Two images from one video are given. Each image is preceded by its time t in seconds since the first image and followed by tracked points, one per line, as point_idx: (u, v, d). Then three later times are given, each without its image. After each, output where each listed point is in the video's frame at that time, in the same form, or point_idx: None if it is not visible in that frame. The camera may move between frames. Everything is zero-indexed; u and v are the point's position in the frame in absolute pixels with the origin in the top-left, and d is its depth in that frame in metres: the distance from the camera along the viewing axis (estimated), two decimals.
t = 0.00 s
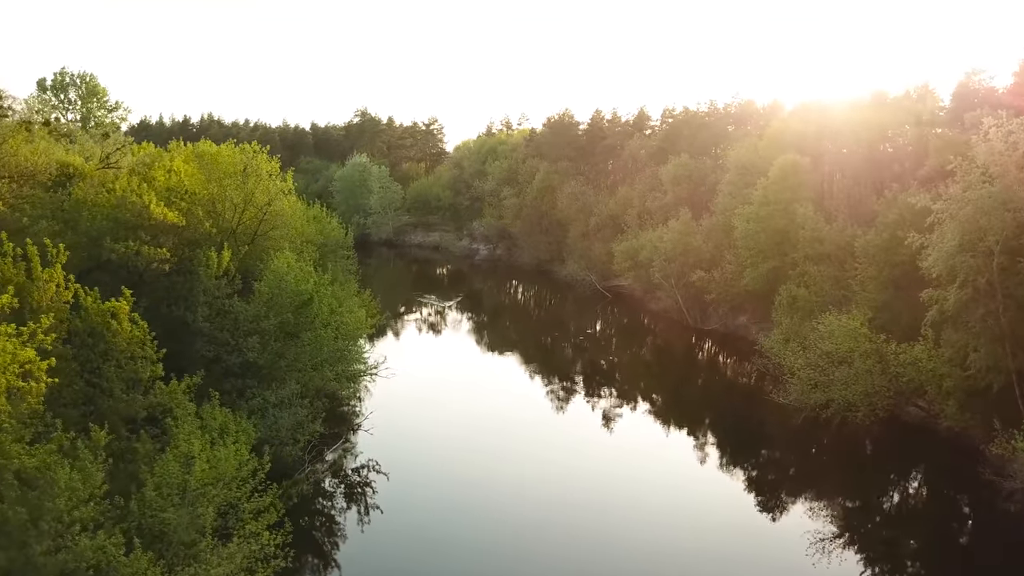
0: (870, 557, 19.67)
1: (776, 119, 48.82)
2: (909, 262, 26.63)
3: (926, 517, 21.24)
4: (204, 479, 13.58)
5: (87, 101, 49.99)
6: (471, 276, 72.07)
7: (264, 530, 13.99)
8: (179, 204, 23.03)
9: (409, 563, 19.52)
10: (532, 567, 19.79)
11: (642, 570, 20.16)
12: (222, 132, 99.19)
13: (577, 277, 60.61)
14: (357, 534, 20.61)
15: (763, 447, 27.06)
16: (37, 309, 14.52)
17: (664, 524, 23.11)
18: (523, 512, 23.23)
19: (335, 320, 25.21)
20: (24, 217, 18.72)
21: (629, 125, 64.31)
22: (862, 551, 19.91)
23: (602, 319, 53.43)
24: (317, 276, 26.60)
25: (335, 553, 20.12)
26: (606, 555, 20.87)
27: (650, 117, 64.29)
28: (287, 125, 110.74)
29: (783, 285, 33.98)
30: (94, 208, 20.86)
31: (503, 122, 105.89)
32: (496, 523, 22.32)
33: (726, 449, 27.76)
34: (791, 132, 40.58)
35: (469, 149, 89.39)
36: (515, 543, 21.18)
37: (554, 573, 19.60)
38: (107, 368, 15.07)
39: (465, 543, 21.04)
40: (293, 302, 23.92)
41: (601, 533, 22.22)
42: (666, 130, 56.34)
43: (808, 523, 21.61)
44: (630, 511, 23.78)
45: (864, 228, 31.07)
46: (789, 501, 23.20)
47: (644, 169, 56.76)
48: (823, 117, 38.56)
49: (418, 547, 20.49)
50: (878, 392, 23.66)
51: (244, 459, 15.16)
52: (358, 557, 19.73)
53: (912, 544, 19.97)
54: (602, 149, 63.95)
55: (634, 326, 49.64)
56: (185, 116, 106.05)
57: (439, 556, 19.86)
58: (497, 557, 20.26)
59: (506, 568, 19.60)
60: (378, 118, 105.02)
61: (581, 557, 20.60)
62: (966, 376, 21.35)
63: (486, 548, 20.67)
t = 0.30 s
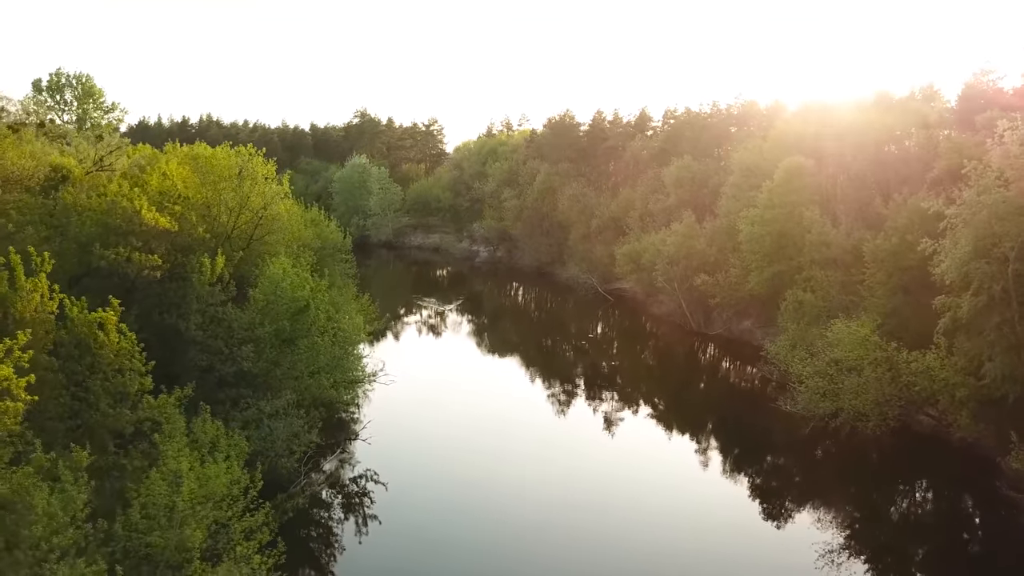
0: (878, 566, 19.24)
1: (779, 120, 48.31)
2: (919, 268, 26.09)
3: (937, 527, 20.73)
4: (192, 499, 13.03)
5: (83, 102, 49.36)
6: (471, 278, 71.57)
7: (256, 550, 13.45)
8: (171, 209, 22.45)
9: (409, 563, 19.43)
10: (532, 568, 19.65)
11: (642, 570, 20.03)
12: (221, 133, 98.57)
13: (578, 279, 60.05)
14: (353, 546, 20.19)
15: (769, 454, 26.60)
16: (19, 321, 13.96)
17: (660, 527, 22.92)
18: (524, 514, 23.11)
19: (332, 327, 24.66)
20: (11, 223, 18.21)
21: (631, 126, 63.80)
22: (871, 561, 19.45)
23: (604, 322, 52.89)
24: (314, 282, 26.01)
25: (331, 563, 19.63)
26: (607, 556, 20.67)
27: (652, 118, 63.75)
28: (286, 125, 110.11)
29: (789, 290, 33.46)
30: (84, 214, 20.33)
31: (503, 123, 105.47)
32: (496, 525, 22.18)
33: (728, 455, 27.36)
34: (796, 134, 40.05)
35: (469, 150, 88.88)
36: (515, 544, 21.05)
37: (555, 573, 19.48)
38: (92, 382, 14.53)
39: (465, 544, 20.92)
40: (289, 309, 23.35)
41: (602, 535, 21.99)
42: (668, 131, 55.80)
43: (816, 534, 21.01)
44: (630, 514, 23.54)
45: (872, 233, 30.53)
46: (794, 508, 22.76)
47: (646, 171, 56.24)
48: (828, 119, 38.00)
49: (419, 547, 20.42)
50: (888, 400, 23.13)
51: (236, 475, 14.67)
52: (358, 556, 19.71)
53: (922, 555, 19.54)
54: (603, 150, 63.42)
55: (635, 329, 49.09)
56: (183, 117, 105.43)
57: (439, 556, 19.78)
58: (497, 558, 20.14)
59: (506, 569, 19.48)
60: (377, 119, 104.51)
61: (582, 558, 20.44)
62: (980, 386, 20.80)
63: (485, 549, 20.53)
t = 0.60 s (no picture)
0: None
1: (783, 121, 47.67)
2: (930, 274, 25.49)
3: (950, 540, 20.16)
4: (180, 522, 12.45)
5: (79, 103, 48.76)
6: (471, 281, 70.96)
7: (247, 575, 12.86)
8: (163, 214, 21.85)
9: (410, 564, 19.28)
10: (532, 567, 19.50)
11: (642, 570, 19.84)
12: (219, 135, 97.92)
13: (579, 282, 59.42)
14: (351, 558, 19.71)
15: (774, 461, 26.13)
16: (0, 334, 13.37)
17: (654, 524, 22.74)
18: (522, 511, 22.96)
19: (330, 335, 24.08)
20: None
21: (632, 128, 63.16)
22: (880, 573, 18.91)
23: (605, 326, 52.29)
24: (311, 288, 25.41)
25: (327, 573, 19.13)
26: (606, 555, 20.48)
27: (653, 119, 63.11)
28: (285, 126, 109.50)
29: (794, 295, 32.87)
30: (73, 220, 19.74)
31: (503, 124, 104.78)
32: (495, 523, 22.03)
33: (733, 462, 26.85)
34: (802, 136, 39.47)
35: (469, 151, 88.19)
36: (515, 543, 20.89)
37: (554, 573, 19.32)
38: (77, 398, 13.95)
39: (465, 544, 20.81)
40: (285, 317, 22.74)
41: (601, 533, 21.82)
42: (670, 133, 55.18)
43: (825, 546, 20.42)
44: (629, 513, 23.29)
45: (880, 237, 29.93)
46: (800, 518, 22.26)
47: (648, 172, 55.63)
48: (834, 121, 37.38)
49: (419, 547, 20.34)
50: (899, 410, 22.56)
51: (227, 493, 14.13)
52: (360, 557, 19.68)
53: (932, 566, 19.00)
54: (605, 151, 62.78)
55: (637, 333, 48.49)
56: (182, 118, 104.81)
57: (439, 556, 19.68)
58: (496, 557, 20.02)
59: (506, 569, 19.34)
60: (377, 119, 103.78)
61: (582, 557, 20.28)
62: (995, 397, 20.17)
63: (484, 548, 20.41)
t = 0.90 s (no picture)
0: None
1: (787, 123, 47.05)
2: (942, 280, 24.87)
3: (963, 552, 19.58)
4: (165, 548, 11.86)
5: (75, 104, 48.17)
6: (471, 283, 70.37)
7: None
8: (155, 220, 21.24)
9: (410, 565, 19.21)
10: (532, 566, 19.44)
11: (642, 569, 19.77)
12: (218, 136, 97.27)
13: (581, 285, 58.82)
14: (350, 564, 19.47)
15: (780, 471, 25.66)
16: None
17: (653, 523, 22.67)
18: (519, 509, 22.85)
19: (327, 344, 23.49)
20: None
21: (634, 129, 62.55)
22: None
23: (606, 329, 51.74)
24: (307, 295, 24.79)
25: None
26: (605, 556, 20.35)
27: (655, 120, 62.49)
28: (285, 126, 108.98)
29: (801, 300, 32.28)
30: (61, 226, 19.13)
31: (504, 125, 104.16)
32: (491, 522, 21.92)
33: (739, 471, 26.31)
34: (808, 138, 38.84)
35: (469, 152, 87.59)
36: (515, 543, 20.82)
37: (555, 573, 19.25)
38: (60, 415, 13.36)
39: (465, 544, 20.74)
40: (281, 325, 22.14)
41: (602, 534, 21.56)
42: (673, 134, 54.58)
43: (833, 560, 19.87)
44: (628, 512, 23.25)
45: (888, 242, 29.33)
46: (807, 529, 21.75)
47: (650, 174, 55.04)
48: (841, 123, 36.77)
49: (420, 548, 20.27)
50: (912, 421, 21.94)
51: (215, 517, 13.49)
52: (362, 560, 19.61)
53: None
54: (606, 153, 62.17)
55: (639, 337, 47.90)
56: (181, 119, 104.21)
57: (440, 555, 19.62)
58: (496, 557, 19.94)
59: (507, 569, 19.27)
60: (377, 120, 103.14)
61: (583, 558, 20.18)
62: (1012, 409, 19.55)
63: (484, 547, 20.33)
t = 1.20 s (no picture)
0: None
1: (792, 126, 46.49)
2: (954, 288, 24.27)
3: (974, 566, 19.07)
4: None
5: (72, 106, 47.57)
6: (471, 286, 69.81)
7: None
8: (147, 227, 20.66)
9: (415, 561, 19.99)
10: (532, 567, 20.45)
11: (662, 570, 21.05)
12: (218, 137, 96.69)
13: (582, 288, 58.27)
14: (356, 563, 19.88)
15: (787, 481, 25.17)
16: None
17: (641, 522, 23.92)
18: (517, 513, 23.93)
19: (324, 354, 22.90)
20: None
21: (636, 131, 61.98)
22: None
23: (608, 334, 51.20)
24: (304, 303, 24.21)
25: None
26: (601, 555, 21.58)
27: (657, 122, 61.93)
28: (284, 128, 108.36)
29: (807, 306, 31.71)
30: (49, 233, 18.57)
31: (505, 127, 103.56)
32: (490, 523, 22.94)
33: (744, 481, 25.83)
34: (814, 142, 38.24)
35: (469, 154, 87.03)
36: (518, 548, 21.47)
37: (555, 572, 20.29)
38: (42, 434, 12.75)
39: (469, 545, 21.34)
40: (277, 334, 21.58)
41: (595, 532, 23.11)
42: (676, 137, 54.00)
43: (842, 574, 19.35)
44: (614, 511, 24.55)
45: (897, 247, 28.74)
46: (814, 541, 21.36)
47: (652, 177, 54.47)
48: (847, 126, 36.21)
49: (425, 547, 20.84)
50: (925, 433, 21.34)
51: (204, 541, 12.85)
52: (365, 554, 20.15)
53: None
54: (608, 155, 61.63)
55: (641, 342, 47.29)
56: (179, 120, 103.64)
57: (444, 555, 20.26)
58: (499, 559, 20.62)
59: (508, 568, 20.20)
60: (377, 121, 102.57)
61: (582, 561, 21.13)
62: None
63: (488, 551, 21.00)
